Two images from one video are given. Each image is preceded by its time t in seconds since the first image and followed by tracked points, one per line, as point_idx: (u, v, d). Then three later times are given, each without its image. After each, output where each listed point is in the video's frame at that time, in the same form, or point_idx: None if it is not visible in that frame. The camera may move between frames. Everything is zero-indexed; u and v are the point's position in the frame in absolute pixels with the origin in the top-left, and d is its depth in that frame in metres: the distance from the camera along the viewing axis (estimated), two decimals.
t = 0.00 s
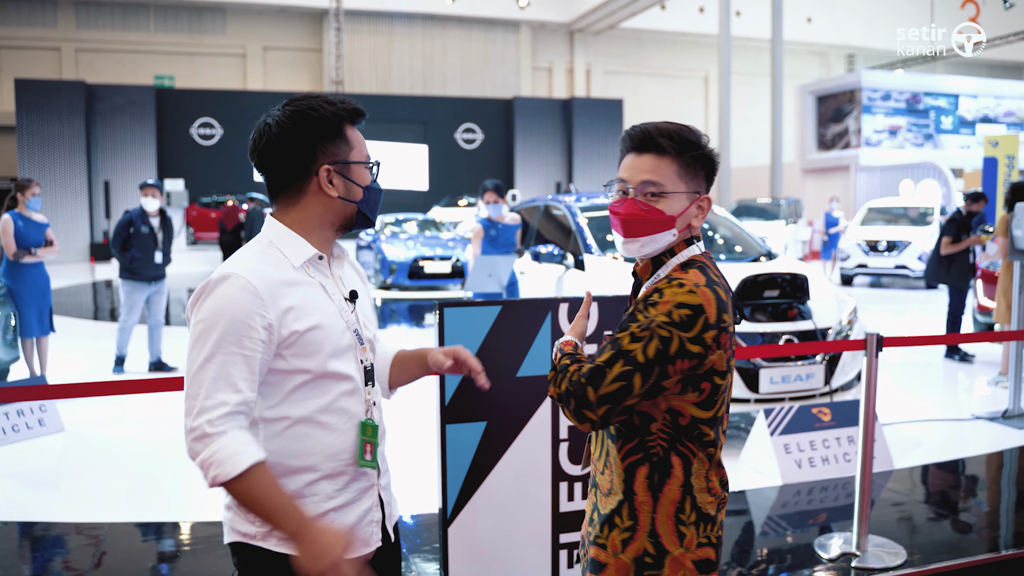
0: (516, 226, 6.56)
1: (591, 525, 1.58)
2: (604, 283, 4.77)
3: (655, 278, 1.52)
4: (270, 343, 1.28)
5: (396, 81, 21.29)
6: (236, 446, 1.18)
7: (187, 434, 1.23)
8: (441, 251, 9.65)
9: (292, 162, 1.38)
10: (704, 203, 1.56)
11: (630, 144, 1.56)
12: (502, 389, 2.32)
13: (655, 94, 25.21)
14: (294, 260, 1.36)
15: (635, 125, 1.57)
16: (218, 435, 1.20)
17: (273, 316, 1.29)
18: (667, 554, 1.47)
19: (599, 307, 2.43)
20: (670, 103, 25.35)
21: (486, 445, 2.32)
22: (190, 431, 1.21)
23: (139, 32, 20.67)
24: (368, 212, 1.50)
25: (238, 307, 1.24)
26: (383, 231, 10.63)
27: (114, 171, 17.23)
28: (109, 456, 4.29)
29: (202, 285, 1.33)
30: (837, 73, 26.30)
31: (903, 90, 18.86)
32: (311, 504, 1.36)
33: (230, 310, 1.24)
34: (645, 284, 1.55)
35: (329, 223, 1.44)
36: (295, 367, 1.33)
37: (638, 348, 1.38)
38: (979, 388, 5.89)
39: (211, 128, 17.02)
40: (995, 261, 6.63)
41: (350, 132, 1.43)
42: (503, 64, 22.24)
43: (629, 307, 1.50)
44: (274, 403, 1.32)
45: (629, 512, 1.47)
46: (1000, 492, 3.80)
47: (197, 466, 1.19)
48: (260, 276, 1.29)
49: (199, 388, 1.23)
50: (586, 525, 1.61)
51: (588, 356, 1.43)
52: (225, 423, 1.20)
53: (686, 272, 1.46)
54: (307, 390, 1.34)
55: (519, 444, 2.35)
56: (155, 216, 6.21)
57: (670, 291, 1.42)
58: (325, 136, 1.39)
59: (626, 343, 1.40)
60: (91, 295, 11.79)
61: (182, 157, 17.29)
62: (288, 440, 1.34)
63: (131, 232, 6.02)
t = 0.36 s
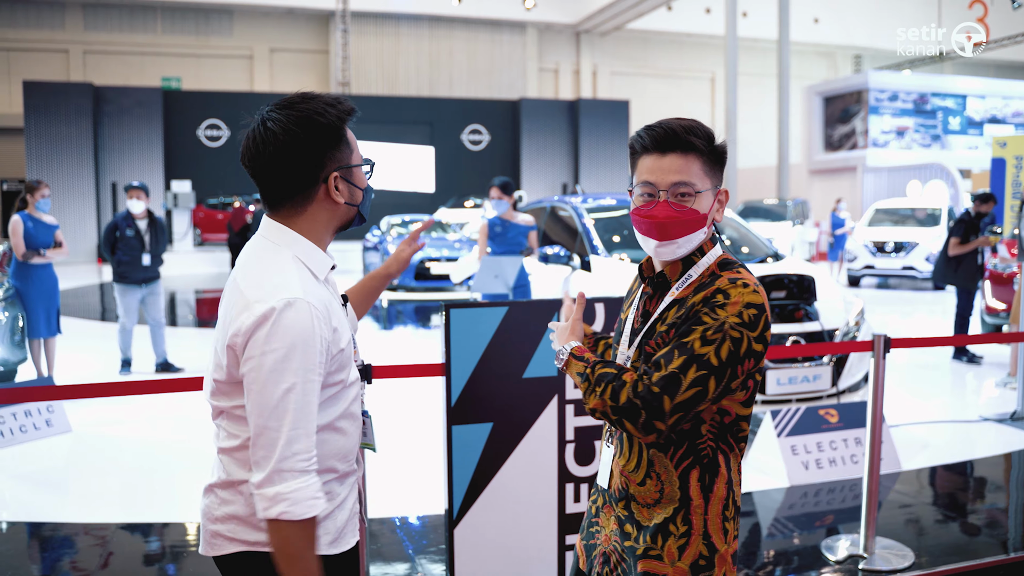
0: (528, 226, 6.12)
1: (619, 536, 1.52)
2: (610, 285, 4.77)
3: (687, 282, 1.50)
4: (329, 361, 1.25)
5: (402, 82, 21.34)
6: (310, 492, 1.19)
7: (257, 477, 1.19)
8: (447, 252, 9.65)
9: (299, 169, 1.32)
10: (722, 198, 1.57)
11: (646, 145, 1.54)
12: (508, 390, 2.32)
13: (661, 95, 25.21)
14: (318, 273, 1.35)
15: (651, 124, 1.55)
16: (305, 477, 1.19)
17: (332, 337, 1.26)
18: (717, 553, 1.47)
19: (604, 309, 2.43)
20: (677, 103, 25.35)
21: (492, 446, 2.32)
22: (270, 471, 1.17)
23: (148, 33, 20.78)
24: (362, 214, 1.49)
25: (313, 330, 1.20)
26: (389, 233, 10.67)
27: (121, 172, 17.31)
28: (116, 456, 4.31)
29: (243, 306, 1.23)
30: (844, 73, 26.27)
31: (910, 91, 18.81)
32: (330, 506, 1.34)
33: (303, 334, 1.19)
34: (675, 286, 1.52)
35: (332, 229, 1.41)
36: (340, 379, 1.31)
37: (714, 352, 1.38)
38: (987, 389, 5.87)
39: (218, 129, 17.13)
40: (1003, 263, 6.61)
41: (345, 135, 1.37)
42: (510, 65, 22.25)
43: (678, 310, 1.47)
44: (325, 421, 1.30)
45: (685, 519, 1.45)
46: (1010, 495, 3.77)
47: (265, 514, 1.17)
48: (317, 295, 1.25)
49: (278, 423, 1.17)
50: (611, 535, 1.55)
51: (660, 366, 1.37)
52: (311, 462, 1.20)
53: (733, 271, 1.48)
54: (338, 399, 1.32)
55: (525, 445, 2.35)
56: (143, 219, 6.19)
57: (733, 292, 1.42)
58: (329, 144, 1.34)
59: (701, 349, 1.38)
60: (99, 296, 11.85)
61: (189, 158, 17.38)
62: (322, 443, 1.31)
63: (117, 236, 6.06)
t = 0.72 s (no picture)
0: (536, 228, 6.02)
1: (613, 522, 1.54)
2: (615, 285, 4.77)
3: (683, 281, 1.51)
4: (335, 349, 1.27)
5: (408, 81, 21.36)
6: (373, 449, 1.23)
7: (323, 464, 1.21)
8: (453, 251, 9.66)
9: (284, 171, 1.33)
10: (692, 196, 1.53)
11: (635, 148, 1.56)
12: (514, 390, 2.32)
13: (667, 95, 25.18)
14: (310, 267, 1.35)
15: (646, 125, 1.57)
16: (354, 447, 1.22)
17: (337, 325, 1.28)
18: (704, 544, 1.46)
19: (612, 308, 2.42)
20: (683, 103, 25.33)
21: (499, 446, 2.32)
22: (334, 443, 1.21)
23: (154, 33, 20.84)
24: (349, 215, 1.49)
25: (308, 318, 1.22)
26: (395, 232, 10.69)
27: (127, 172, 17.36)
28: (124, 455, 4.33)
29: (243, 303, 1.26)
30: (851, 73, 26.22)
31: (918, 89, 18.64)
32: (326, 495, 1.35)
33: (300, 324, 1.21)
34: (671, 284, 1.52)
35: (320, 228, 1.41)
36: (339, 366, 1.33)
37: (743, 361, 1.36)
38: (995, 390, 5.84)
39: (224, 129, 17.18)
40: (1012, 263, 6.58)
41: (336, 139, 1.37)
42: (516, 64, 22.28)
43: (679, 316, 1.46)
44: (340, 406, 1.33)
45: (671, 507, 1.46)
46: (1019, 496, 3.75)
47: (344, 489, 1.20)
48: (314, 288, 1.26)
49: (309, 405, 1.21)
50: (609, 516, 1.58)
51: (724, 404, 1.35)
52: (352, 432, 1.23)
53: (729, 276, 1.47)
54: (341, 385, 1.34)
55: (532, 445, 2.35)
56: (134, 219, 6.17)
57: (735, 301, 1.41)
58: (319, 146, 1.34)
59: (713, 355, 1.38)
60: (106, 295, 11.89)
61: (196, 157, 17.44)
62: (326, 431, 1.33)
63: (108, 236, 6.10)
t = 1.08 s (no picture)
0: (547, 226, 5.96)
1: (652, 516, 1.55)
2: (625, 283, 4.75)
3: (689, 279, 1.53)
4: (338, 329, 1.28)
5: (418, 79, 21.37)
6: (317, 440, 1.22)
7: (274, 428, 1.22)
8: (462, 249, 9.66)
9: (285, 172, 1.36)
10: (711, 196, 1.58)
11: (645, 153, 1.62)
12: (523, 388, 2.31)
13: (677, 93, 25.09)
14: (323, 253, 1.35)
15: (652, 134, 1.63)
16: (316, 425, 1.22)
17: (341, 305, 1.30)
18: (743, 530, 1.48)
19: (622, 306, 2.41)
20: (693, 101, 25.25)
21: (509, 443, 2.32)
22: (279, 416, 1.22)
23: (164, 32, 20.92)
24: (360, 212, 1.47)
25: (322, 295, 1.24)
26: (404, 230, 10.70)
27: (137, 170, 17.44)
28: (134, 452, 4.36)
29: (259, 281, 1.26)
30: (861, 70, 26.09)
31: (929, 88, 18.63)
32: (350, 473, 1.36)
33: (313, 300, 1.23)
34: (679, 284, 1.55)
35: (327, 223, 1.41)
36: (349, 347, 1.34)
37: (749, 349, 1.39)
38: (1006, 389, 5.80)
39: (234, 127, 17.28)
40: None
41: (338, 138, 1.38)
42: (525, 62, 22.27)
43: (687, 313, 1.48)
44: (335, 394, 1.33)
45: (710, 497, 1.47)
46: None
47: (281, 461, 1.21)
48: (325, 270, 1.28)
49: (291, 377, 1.22)
50: (648, 513, 1.57)
51: (735, 391, 1.39)
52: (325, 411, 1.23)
53: (730, 269, 1.48)
54: (352, 367, 1.35)
55: (543, 443, 2.34)
56: (138, 216, 6.20)
57: (737, 292, 1.43)
58: (318, 146, 1.35)
59: (723, 344, 1.41)
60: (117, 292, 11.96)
61: (205, 156, 17.52)
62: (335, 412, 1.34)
63: (112, 234, 6.13)
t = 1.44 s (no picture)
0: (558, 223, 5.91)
1: (697, 508, 1.55)
2: (635, 281, 4.75)
3: (731, 274, 1.55)
4: (311, 307, 1.31)
5: (428, 77, 21.37)
6: (297, 394, 1.23)
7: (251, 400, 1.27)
8: (472, 247, 9.68)
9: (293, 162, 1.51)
10: (744, 197, 1.63)
11: (672, 157, 1.64)
12: (532, 386, 2.31)
13: (688, 90, 24.99)
14: (323, 242, 1.40)
15: (675, 139, 1.65)
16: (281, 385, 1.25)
17: (317, 283, 1.33)
18: (789, 512, 1.52)
19: (632, 305, 2.40)
20: (704, 98, 25.14)
21: (518, 441, 2.32)
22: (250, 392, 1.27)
23: (176, 30, 21.03)
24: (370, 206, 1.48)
25: (283, 271, 1.29)
26: (415, 227, 10.72)
27: (149, 168, 17.55)
28: (145, 449, 4.39)
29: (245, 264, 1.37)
30: (874, 66, 25.91)
31: (941, 84, 18.14)
32: (330, 471, 1.39)
33: (275, 276, 1.28)
34: (719, 280, 1.56)
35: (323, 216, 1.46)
36: (327, 336, 1.35)
37: (804, 336, 1.44)
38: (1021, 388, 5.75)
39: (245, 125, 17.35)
40: None
41: (355, 136, 1.47)
42: (536, 59, 22.25)
43: (741, 305, 1.50)
44: (318, 380, 1.35)
45: (759, 481, 1.50)
46: None
47: (274, 429, 1.23)
48: (298, 248, 1.33)
49: (254, 350, 1.27)
50: (689, 508, 1.57)
51: (793, 374, 1.43)
52: (284, 375, 1.25)
53: (774, 262, 1.53)
54: (330, 359, 1.36)
55: (551, 441, 2.34)
56: (148, 213, 6.23)
57: (793, 282, 1.47)
58: (313, 138, 1.46)
59: (780, 330, 1.46)
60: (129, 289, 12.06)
61: (217, 154, 17.60)
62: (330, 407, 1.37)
63: (125, 233, 6.13)
